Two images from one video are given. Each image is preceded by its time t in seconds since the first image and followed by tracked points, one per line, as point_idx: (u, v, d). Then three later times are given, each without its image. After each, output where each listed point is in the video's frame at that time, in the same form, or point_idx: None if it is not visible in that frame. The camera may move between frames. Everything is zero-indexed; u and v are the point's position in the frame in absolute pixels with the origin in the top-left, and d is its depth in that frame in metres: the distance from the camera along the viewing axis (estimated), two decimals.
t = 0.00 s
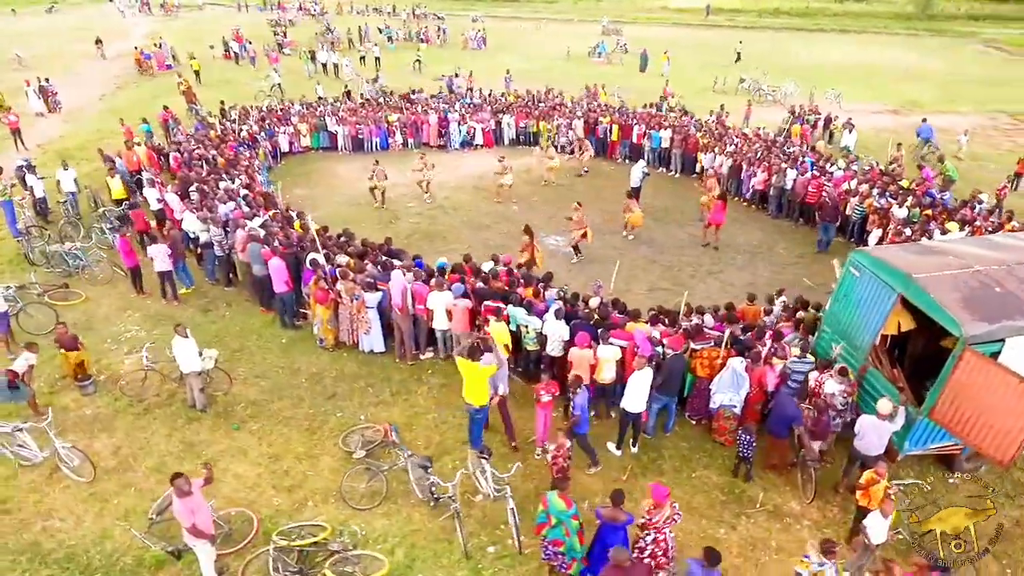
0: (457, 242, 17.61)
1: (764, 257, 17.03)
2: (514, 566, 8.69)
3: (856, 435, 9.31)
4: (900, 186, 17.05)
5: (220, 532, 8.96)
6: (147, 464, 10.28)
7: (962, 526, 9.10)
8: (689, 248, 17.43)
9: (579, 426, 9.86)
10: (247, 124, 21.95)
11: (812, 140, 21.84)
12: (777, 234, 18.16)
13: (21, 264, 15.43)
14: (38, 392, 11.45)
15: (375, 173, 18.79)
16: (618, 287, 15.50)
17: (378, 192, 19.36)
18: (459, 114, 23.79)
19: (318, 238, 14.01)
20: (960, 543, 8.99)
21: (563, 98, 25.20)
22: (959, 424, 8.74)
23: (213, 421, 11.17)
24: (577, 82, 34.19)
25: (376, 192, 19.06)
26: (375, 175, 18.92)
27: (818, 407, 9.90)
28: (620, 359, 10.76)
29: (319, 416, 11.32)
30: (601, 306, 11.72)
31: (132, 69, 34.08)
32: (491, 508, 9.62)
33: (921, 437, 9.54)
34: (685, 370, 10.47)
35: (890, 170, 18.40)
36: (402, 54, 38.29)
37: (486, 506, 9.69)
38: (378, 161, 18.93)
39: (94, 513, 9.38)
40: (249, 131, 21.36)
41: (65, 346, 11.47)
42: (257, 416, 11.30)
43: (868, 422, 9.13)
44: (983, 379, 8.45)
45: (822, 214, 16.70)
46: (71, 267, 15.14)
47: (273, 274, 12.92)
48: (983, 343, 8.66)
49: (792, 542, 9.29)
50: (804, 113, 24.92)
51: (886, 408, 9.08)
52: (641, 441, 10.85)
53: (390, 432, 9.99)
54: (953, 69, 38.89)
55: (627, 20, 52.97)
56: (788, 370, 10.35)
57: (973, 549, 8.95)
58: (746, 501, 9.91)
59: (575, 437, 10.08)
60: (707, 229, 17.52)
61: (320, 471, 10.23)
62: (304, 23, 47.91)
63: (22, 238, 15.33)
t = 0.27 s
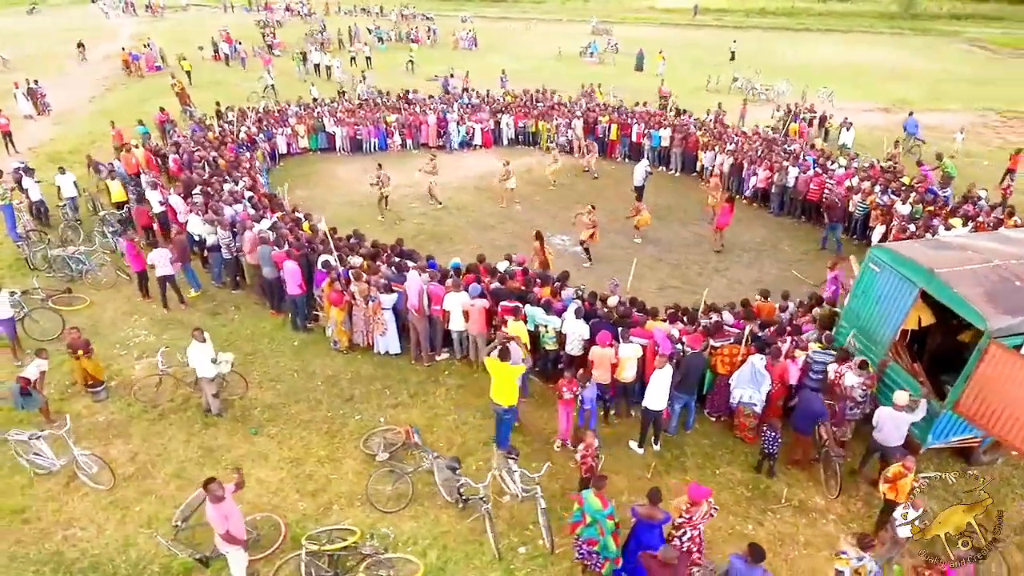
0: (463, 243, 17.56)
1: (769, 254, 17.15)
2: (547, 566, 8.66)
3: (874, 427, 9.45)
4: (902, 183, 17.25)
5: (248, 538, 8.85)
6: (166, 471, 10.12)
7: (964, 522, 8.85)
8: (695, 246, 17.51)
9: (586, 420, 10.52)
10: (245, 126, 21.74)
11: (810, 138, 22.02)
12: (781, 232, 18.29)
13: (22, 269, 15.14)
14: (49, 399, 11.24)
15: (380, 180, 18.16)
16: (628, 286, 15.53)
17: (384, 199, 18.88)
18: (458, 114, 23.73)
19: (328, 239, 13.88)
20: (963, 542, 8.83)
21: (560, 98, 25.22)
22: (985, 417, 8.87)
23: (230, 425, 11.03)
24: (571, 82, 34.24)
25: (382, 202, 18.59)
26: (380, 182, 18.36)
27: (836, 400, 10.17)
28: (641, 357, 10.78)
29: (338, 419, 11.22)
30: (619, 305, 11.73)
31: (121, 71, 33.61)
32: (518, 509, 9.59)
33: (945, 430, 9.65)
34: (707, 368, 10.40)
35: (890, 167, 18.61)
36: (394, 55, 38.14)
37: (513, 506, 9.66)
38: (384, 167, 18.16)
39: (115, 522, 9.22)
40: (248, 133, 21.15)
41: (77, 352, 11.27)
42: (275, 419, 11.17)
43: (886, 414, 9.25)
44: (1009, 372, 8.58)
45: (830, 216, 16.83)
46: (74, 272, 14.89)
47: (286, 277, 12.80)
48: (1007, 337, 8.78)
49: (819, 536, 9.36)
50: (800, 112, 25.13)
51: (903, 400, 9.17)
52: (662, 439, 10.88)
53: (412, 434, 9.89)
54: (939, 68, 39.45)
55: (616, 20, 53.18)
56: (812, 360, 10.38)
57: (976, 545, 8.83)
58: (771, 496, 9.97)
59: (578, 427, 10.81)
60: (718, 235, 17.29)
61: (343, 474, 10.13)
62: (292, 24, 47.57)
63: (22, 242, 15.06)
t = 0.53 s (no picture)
0: (466, 243, 17.49)
1: (772, 252, 17.26)
2: (574, 567, 8.63)
3: (885, 418, 9.57)
4: (900, 180, 17.44)
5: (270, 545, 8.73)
6: (181, 478, 9.95)
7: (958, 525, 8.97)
8: (697, 245, 17.58)
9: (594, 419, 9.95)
10: (240, 128, 21.51)
11: (806, 136, 22.20)
12: (781, 230, 18.42)
13: (20, 275, 14.91)
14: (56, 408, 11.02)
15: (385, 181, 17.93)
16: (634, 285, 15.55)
17: (386, 201, 18.66)
18: (454, 115, 23.65)
19: (334, 241, 13.73)
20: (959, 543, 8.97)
21: (556, 98, 25.25)
22: (1004, 411, 8.98)
23: (244, 431, 10.89)
24: (563, 83, 34.28)
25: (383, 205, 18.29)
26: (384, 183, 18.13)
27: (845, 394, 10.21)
28: (657, 356, 10.76)
29: (352, 422, 11.11)
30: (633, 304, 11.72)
31: (108, 73, 33.13)
32: (540, 509, 9.55)
33: (962, 423, 9.73)
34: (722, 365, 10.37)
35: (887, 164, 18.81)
36: (384, 56, 37.96)
37: (536, 507, 9.62)
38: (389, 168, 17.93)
39: (132, 531, 9.05)
40: (244, 135, 20.93)
41: (84, 359, 11.06)
42: (289, 424, 11.04)
43: (895, 405, 9.39)
44: None
45: (839, 215, 16.82)
46: (73, 277, 14.63)
47: (296, 280, 12.68)
48: None
49: (841, 531, 9.42)
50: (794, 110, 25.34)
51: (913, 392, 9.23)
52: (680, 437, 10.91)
53: (430, 436, 9.79)
54: (924, 66, 40.00)
55: (604, 20, 53.36)
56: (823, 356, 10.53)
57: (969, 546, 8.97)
58: (791, 492, 10.01)
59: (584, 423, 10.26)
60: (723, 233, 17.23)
61: (362, 478, 10.02)
62: (279, 25, 47.19)
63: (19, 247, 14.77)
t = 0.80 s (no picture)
0: (469, 245, 17.41)
1: (774, 250, 17.36)
2: (602, 568, 8.59)
3: (898, 411, 9.69)
4: (899, 179, 17.63)
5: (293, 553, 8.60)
6: (196, 486, 9.79)
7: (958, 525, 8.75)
8: (700, 244, 17.64)
9: (598, 419, 9.53)
10: (236, 130, 21.27)
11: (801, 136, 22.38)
12: (781, 228, 18.54)
13: (17, 281, 14.59)
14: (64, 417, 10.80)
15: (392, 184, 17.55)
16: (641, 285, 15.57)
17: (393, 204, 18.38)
18: (451, 116, 23.57)
19: (341, 244, 13.58)
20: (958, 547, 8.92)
21: (552, 99, 25.25)
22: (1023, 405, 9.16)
23: (257, 437, 10.73)
24: (555, 83, 34.31)
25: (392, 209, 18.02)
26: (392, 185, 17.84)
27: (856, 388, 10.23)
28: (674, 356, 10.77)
29: (367, 426, 10.99)
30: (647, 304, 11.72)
31: (94, 76, 32.65)
32: (563, 511, 9.50)
33: (980, 418, 9.83)
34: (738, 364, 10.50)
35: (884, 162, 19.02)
36: (374, 57, 37.79)
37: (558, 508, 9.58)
38: (397, 171, 17.53)
39: (150, 541, 8.88)
40: (240, 137, 20.70)
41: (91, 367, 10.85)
42: (303, 429, 10.90)
43: (907, 398, 9.51)
44: None
45: (845, 215, 16.87)
46: (72, 283, 14.36)
47: (305, 283, 12.54)
48: None
49: (863, 526, 9.47)
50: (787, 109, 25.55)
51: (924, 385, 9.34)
52: (696, 436, 10.93)
53: (447, 439, 9.69)
54: (909, 66, 40.54)
55: (591, 21, 53.53)
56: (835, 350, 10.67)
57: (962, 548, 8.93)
58: (811, 488, 10.06)
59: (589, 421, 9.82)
60: (726, 234, 17.36)
61: (381, 482, 9.92)
62: (265, 27, 46.81)
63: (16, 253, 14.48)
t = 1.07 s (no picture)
0: (472, 247, 17.33)
1: (775, 250, 17.46)
2: (629, 570, 8.56)
3: (911, 406, 9.72)
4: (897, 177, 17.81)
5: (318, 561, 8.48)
6: (213, 495, 9.62)
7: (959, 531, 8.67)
8: (702, 244, 17.70)
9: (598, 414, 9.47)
10: (231, 134, 21.02)
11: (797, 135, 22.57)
12: (781, 228, 18.66)
13: (15, 288, 14.30)
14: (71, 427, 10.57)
15: (402, 188, 17.32)
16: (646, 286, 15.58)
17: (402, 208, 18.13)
18: (448, 118, 23.48)
19: (349, 247, 13.40)
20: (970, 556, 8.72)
21: (547, 100, 25.25)
22: None
23: (272, 444, 10.59)
24: (548, 84, 34.34)
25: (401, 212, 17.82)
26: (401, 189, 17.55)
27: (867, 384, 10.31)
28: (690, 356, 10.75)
29: (381, 432, 10.88)
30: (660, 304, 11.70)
31: (80, 79, 32.15)
32: (585, 513, 9.46)
33: (994, 413, 9.93)
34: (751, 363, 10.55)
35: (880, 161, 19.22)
36: (365, 60, 37.59)
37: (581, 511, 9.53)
38: (406, 174, 17.30)
39: (169, 553, 8.72)
40: (236, 142, 20.47)
41: (100, 376, 10.63)
42: (317, 435, 10.78)
43: (922, 392, 9.51)
44: None
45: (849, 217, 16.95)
46: (71, 290, 14.09)
47: (314, 288, 12.38)
48: None
49: (883, 523, 9.53)
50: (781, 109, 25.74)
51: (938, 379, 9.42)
52: (713, 435, 10.93)
53: (466, 443, 9.61)
54: (894, 66, 41.08)
55: (579, 23, 53.69)
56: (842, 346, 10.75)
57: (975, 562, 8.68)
58: (830, 487, 10.10)
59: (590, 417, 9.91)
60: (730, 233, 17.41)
61: (401, 488, 9.81)
62: (251, 30, 46.38)
63: (13, 261, 14.19)
